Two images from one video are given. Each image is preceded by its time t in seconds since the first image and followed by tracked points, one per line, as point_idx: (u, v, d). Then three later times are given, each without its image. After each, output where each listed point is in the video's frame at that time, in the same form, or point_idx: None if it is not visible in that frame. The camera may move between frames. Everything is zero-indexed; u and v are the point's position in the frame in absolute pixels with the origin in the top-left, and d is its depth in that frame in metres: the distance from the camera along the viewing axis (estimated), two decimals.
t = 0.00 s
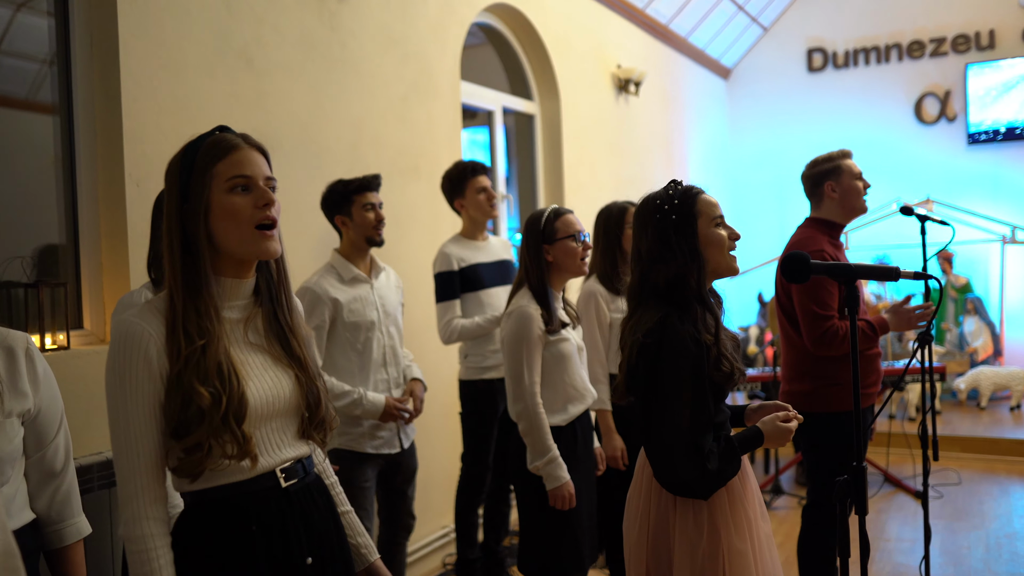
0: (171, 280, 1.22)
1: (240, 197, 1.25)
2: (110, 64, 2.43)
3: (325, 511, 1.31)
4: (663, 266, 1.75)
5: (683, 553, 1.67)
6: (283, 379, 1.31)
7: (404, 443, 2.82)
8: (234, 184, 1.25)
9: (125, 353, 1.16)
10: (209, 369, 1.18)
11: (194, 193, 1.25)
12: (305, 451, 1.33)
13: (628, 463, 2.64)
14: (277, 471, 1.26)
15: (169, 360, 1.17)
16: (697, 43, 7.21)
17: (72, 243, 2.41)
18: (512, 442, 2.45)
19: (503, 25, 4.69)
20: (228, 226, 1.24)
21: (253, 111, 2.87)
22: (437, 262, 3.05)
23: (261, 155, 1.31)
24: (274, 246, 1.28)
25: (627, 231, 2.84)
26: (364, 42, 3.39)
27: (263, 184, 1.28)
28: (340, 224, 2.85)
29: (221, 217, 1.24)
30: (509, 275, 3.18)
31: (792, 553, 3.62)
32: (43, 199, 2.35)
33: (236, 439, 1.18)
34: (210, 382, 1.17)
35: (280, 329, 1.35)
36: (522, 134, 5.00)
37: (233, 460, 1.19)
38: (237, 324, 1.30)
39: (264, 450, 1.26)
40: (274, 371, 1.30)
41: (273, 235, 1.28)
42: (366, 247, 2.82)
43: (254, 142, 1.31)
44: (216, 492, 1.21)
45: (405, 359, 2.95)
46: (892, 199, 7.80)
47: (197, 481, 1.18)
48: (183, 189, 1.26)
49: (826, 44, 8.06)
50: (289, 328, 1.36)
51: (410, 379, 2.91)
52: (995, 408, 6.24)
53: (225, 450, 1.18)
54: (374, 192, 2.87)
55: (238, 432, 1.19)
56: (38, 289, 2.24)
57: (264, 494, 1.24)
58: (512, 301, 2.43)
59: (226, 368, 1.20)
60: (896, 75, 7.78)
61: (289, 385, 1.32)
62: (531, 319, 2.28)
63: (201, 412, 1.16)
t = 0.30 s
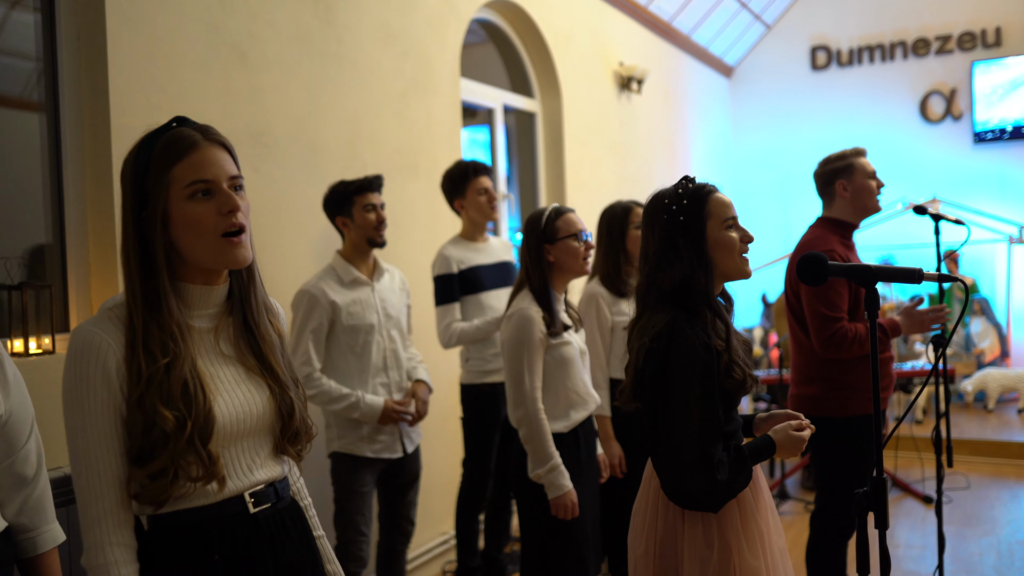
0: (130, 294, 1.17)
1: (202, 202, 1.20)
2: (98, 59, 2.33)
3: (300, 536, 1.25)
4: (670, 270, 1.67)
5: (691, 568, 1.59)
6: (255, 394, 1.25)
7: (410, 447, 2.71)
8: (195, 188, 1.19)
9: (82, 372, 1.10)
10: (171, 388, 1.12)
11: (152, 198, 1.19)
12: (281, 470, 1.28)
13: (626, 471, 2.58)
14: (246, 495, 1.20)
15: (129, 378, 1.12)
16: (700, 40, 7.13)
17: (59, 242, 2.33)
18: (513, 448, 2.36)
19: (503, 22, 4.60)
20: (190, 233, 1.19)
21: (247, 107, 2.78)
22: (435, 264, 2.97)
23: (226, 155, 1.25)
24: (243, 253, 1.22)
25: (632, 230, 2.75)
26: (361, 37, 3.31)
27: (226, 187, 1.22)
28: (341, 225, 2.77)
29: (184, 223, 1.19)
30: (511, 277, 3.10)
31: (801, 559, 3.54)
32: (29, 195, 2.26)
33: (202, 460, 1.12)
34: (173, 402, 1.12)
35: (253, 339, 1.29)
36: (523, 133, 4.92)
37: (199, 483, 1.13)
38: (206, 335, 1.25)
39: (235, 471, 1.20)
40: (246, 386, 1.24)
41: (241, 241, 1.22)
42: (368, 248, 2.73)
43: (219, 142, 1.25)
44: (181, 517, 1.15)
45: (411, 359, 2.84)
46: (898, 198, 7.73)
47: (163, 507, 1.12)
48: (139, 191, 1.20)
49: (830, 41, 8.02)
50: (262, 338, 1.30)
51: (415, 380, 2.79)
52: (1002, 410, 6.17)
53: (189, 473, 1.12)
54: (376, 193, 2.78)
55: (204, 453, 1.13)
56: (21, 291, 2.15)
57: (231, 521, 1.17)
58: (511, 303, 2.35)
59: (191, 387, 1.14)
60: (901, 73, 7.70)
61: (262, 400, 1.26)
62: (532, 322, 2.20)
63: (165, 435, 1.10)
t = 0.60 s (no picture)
0: (76, 297, 1.11)
1: (157, 200, 1.14)
2: (75, 51, 2.25)
3: (258, 557, 1.18)
4: (665, 269, 1.61)
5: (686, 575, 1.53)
6: (211, 403, 1.18)
7: (401, 450, 2.61)
8: (150, 186, 1.13)
9: (19, 378, 1.05)
10: (112, 398, 1.06)
11: (104, 195, 1.14)
12: (242, 484, 1.21)
13: (628, 474, 2.50)
14: (197, 513, 1.13)
15: (69, 387, 1.06)
16: (696, 38, 7.09)
17: (34, 237, 2.25)
18: (504, 452, 2.31)
19: (497, 17, 4.54)
20: (145, 232, 1.13)
21: (232, 101, 2.70)
22: (426, 263, 2.90)
23: (188, 149, 1.19)
24: (203, 255, 1.16)
25: (629, 229, 2.69)
26: (350, 31, 3.23)
27: (185, 184, 1.16)
28: (336, 224, 2.67)
29: (137, 221, 1.13)
30: (501, 275, 3.04)
31: (799, 562, 3.48)
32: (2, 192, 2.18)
33: (144, 475, 1.06)
34: (113, 413, 1.06)
35: (215, 343, 1.23)
36: (517, 130, 4.87)
37: (141, 499, 1.07)
38: (162, 339, 1.18)
39: (185, 486, 1.13)
40: (202, 394, 1.18)
41: (200, 241, 1.16)
42: (362, 247, 2.63)
43: (180, 135, 1.18)
44: (124, 536, 1.08)
45: (406, 360, 2.71)
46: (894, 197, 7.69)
47: (102, 525, 1.06)
48: (92, 188, 1.14)
49: (826, 40, 7.97)
50: (226, 343, 1.23)
51: (409, 381, 2.66)
52: (999, 410, 6.13)
53: (131, 488, 1.06)
54: (371, 191, 2.66)
55: (147, 467, 1.07)
56: None
57: (179, 541, 1.11)
58: (501, 303, 2.29)
59: (135, 397, 1.08)
60: (898, 70, 7.66)
61: (220, 409, 1.19)
62: (522, 322, 2.14)
63: (104, 447, 1.04)
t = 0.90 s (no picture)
0: None
1: (69, 196, 1.06)
2: (10, 38, 2.14)
3: None
4: (630, 266, 1.56)
5: None
6: (135, 414, 1.10)
7: (367, 454, 2.47)
8: (61, 182, 1.06)
9: None
10: (15, 414, 1.00)
11: (13, 193, 1.06)
12: (171, 500, 1.13)
13: (597, 477, 2.43)
14: (113, 534, 1.05)
15: None
16: (662, 37, 7.06)
17: None
18: (462, 456, 2.24)
19: (460, 12, 4.47)
20: (57, 232, 1.05)
21: (181, 93, 2.61)
22: (384, 259, 2.82)
23: (105, 140, 1.11)
24: (126, 253, 1.08)
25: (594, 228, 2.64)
26: (306, 23, 3.15)
27: (102, 178, 1.08)
28: (291, 222, 2.48)
29: (50, 220, 1.05)
30: (461, 276, 2.97)
31: (765, 564, 3.45)
32: None
33: (49, 495, 0.99)
34: (17, 430, 1.00)
35: (143, 350, 1.15)
36: (480, 127, 4.80)
37: (49, 520, 0.99)
38: (83, 347, 1.11)
39: (103, 504, 1.06)
40: (124, 405, 1.10)
41: (120, 240, 1.07)
42: (321, 247, 2.47)
43: (97, 125, 1.10)
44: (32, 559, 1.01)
45: (366, 365, 2.56)
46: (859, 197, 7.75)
47: (8, 548, 0.99)
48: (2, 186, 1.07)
49: (792, 40, 7.95)
50: (155, 348, 1.15)
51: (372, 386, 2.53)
52: (962, 409, 6.17)
53: (38, 508, 0.99)
54: (331, 190, 2.50)
55: (54, 485, 1.00)
56: None
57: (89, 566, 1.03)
58: (461, 302, 2.22)
59: (41, 412, 1.01)
60: (862, 71, 7.71)
61: (144, 421, 1.11)
62: (482, 322, 2.07)
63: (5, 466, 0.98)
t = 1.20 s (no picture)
0: None
1: None
2: None
3: None
4: (580, 264, 1.48)
5: None
6: (20, 429, 1.01)
7: (313, 464, 2.36)
8: None
9: None
10: None
11: None
12: (67, 521, 1.04)
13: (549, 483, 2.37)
14: None
15: None
16: (619, 35, 7.02)
17: None
18: (408, 463, 2.15)
19: (413, 6, 4.38)
20: None
21: (114, 84, 2.48)
22: (330, 255, 2.72)
23: None
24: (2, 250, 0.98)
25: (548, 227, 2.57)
26: (251, 14, 3.03)
27: None
28: (231, 221, 2.38)
29: None
30: (408, 276, 2.86)
31: (721, 566, 3.41)
32: None
33: None
34: None
35: (38, 355, 1.04)
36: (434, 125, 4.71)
37: None
38: None
39: None
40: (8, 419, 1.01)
41: None
42: (263, 247, 2.36)
43: None
44: None
45: (311, 370, 2.48)
46: (814, 198, 7.81)
47: None
48: None
49: (748, 41, 7.97)
50: (51, 352, 1.04)
51: (318, 392, 2.45)
52: (915, 407, 6.22)
53: None
54: (272, 185, 2.40)
55: None
56: None
57: None
58: (406, 303, 2.13)
59: None
60: (817, 72, 7.76)
61: (32, 437, 1.02)
62: (428, 324, 1.99)
63: None
